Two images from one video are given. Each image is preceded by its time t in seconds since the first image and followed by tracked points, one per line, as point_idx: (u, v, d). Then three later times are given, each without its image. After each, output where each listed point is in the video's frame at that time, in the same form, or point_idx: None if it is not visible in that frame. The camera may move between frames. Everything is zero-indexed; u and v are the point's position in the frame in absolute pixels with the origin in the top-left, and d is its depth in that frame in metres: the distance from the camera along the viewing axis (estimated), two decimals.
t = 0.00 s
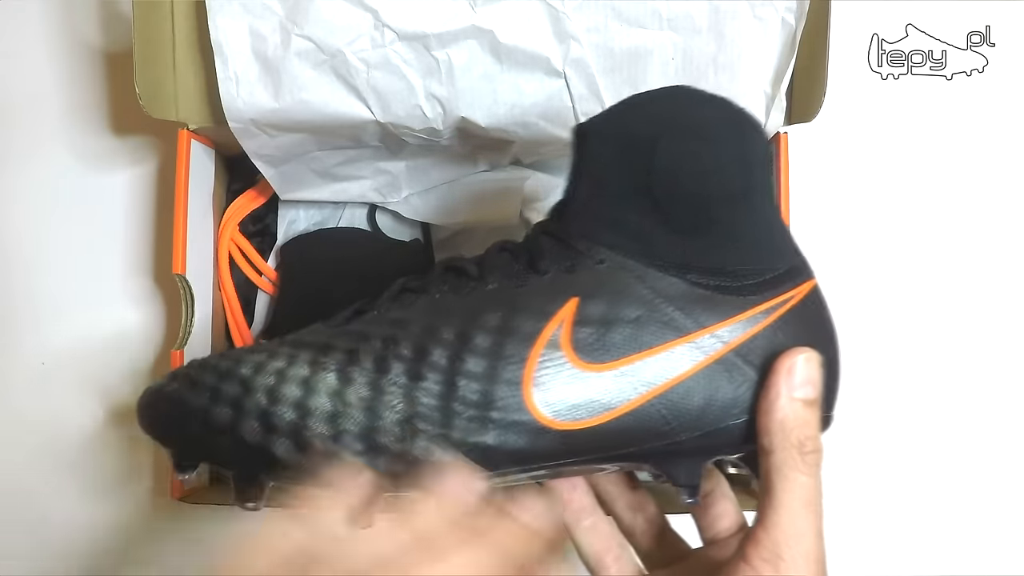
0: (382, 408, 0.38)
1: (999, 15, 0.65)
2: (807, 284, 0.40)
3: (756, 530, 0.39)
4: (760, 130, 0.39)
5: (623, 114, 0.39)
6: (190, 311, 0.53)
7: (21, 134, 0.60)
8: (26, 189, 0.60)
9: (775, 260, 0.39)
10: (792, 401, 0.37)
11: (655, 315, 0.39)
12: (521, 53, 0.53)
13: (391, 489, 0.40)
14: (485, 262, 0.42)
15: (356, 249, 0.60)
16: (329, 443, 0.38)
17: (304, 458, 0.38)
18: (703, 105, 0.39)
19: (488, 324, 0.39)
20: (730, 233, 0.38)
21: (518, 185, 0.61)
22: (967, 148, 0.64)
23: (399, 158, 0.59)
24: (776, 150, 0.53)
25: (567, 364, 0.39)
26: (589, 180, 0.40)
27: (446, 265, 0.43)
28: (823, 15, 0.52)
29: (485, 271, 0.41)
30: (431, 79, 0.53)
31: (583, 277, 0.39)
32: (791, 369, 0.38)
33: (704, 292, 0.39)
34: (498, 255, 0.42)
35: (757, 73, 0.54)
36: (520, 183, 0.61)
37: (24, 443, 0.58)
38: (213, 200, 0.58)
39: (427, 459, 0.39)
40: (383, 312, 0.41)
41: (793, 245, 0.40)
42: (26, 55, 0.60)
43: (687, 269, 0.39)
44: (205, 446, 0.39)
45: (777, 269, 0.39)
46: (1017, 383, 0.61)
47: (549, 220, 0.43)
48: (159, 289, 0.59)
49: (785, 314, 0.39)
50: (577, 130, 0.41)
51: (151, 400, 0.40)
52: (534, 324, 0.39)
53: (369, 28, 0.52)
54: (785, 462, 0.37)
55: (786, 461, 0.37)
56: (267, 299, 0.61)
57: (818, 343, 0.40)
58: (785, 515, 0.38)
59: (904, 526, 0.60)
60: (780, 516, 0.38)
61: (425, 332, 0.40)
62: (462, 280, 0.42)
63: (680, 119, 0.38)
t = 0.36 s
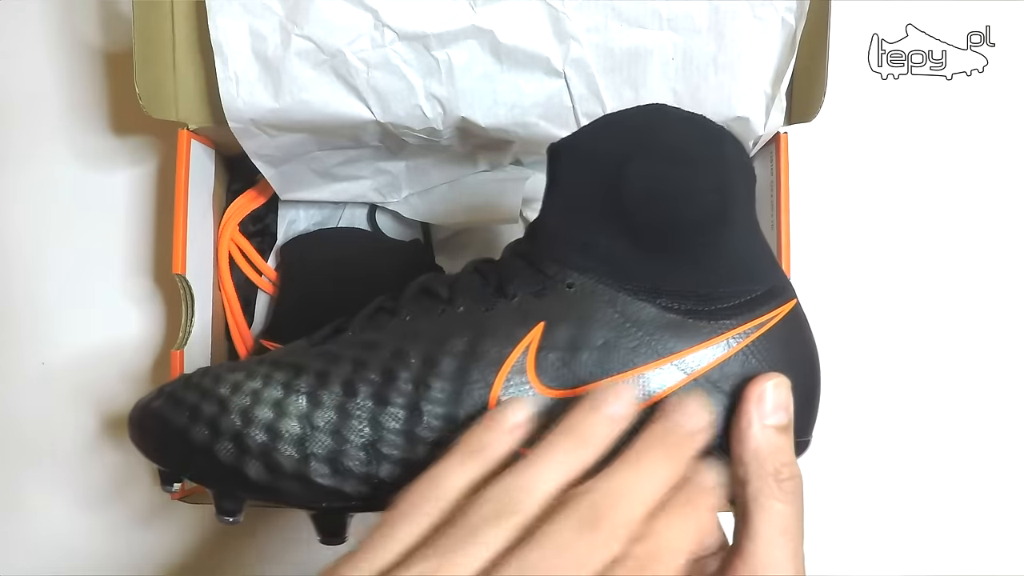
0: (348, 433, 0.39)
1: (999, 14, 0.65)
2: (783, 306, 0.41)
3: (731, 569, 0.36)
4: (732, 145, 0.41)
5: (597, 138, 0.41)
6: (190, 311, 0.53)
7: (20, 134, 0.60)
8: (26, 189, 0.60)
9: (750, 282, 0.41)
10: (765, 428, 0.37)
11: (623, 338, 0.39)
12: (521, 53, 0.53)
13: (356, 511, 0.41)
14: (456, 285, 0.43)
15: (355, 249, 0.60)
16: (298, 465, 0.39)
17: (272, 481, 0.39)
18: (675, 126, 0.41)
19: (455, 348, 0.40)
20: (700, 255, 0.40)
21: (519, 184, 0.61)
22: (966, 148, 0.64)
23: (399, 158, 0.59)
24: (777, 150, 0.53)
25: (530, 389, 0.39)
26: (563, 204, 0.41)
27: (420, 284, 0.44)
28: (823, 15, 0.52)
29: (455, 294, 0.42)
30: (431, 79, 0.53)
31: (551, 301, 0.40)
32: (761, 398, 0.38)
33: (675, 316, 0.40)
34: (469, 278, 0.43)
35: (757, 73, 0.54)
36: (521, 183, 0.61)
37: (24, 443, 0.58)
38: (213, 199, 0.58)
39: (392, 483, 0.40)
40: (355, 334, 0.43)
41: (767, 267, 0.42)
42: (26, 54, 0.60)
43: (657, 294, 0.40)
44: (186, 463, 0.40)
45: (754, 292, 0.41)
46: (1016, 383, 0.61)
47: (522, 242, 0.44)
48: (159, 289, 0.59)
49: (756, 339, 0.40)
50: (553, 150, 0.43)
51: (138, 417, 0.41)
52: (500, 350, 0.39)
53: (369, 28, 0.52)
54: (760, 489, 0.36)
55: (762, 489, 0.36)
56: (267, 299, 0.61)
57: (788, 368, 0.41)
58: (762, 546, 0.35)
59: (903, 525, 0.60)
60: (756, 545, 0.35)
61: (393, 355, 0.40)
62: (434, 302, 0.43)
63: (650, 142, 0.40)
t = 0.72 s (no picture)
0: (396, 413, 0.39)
1: (999, 15, 0.65)
2: (829, 292, 0.41)
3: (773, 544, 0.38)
4: (790, 131, 0.40)
5: (653, 114, 0.40)
6: (190, 310, 0.53)
7: (20, 134, 0.60)
8: (26, 189, 0.60)
9: (800, 267, 0.40)
10: (818, 412, 0.38)
11: (677, 320, 0.40)
12: (521, 53, 0.53)
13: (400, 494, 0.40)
14: (506, 261, 0.43)
15: (356, 248, 0.60)
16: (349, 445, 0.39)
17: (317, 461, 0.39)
18: (732, 105, 0.40)
19: (508, 325, 0.40)
20: (754, 236, 0.39)
21: (519, 185, 0.61)
22: (967, 148, 0.64)
23: (399, 158, 0.59)
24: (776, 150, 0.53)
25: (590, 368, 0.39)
26: (616, 181, 0.41)
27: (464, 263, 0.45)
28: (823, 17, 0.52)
29: (506, 269, 0.43)
30: (431, 79, 0.53)
31: (604, 279, 0.41)
32: (815, 381, 0.38)
33: (728, 298, 0.40)
34: (520, 252, 0.44)
35: (756, 73, 0.54)
36: (521, 184, 0.61)
37: (24, 443, 0.58)
38: (213, 199, 0.58)
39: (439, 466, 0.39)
40: (404, 305, 0.43)
41: (817, 250, 0.41)
42: (26, 55, 0.60)
43: (710, 273, 0.40)
44: (214, 442, 0.40)
45: (802, 277, 0.40)
46: (1017, 383, 0.61)
47: (571, 219, 0.45)
48: (159, 289, 0.59)
49: (808, 323, 0.40)
50: (607, 127, 0.42)
51: (161, 389, 0.41)
52: (554, 327, 0.40)
53: (369, 28, 0.52)
54: (808, 472, 0.37)
55: (810, 472, 0.37)
56: (266, 299, 0.61)
57: (842, 353, 0.41)
58: (806, 530, 0.37)
59: (905, 525, 0.60)
60: (801, 530, 0.37)
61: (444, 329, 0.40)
62: (483, 276, 0.43)
63: (707, 120, 0.39)
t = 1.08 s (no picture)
0: (394, 412, 0.38)
1: (999, 15, 0.65)
2: (826, 285, 0.39)
3: (774, 535, 0.39)
4: (784, 121, 0.38)
5: (643, 108, 0.38)
6: (191, 311, 0.52)
7: (21, 134, 0.60)
8: (26, 189, 0.60)
9: (796, 261, 0.38)
10: (815, 405, 0.37)
11: (672, 316, 0.38)
12: (521, 53, 0.53)
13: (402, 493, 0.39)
14: (499, 260, 0.41)
15: (356, 248, 0.60)
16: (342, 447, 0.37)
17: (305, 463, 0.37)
18: (722, 96, 0.38)
19: (502, 324, 0.39)
20: (753, 232, 0.37)
21: (519, 185, 0.61)
22: (967, 148, 0.64)
23: (399, 157, 0.60)
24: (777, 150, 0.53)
25: (582, 366, 0.38)
26: (607, 177, 0.39)
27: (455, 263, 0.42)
28: (823, 15, 0.52)
29: (500, 268, 0.40)
30: (431, 79, 0.53)
31: (599, 276, 0.39)
32: (813, 374, 0.37)
33: (723, 293, 0.38)
34: (512, 252, 0.41)
35: (757, 73, 0.54)
36: (521, 183, 0.61)
37: (23, 444, 0.58)
38: (212, 199, 0.58)
39: (439, 464, 0.38)
40: (394, 311, 0.40)
41: (814, 241, 0.39)
42: (26, 55, 0.60)
43: (706, 269, 0.38)
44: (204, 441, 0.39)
45: (797, 271, 0.38)
46: (1017, 383, 0.61)
47: (564, 215, 0.42)
48: (159, 289, 0.59)
49: (805, 316, 0.38)
50: (596, 121, 0.40)
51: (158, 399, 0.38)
52: (549, 326, 0.38)
53: (369, 28, 0.52)
54: (809, 468, 0.37)
55: (810, 467, 0.37)
56: (267, 299, 0.61)
57: (839, 346, 0.39)
58: (806, 522, 0.38)
59: (905, 525, 0.60)
60: (801, 522, 0.38)
61: (440, 327, 0.39)
62: (476, 276, 0.41)
63: (699, 113, 0.37)
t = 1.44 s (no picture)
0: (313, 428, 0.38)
1: (999, 14, 0.65)
2: (749, 280, 0.44)
3: (715, 537, 0.38)
4: (693, 115, 0.46)
5: (555, 117, 0.46)
6: (190, 311, 0.53)
7: (21, 134, 0.60)
8: (26, 189, 0.60)
9: (718, 258, 0.44)
10: (736, 402, 0.38)
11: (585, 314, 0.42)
12: (521, 53, 0.53)
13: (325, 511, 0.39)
14: (417, 275, 0.45)
15: (356, 247, 0.60)
16: (262, 459, 0.37)
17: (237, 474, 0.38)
18: (647, 102, 0.45)
19: (412, 337, 0.40)
20: (669, 229, 0.43)
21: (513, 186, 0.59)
22: (966, 148, 0.64)
23: (399, 158, 0.59)
24: (776, 151, 0.54)
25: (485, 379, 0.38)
26: (524, 184, 0.46)
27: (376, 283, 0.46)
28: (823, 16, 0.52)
29: (416, 280, 0.45)
30: (431, 79, 0.53)
31: (511, 284, 0.43)
32: (729, 372, 0.39)
33: (638, 294, 0.42)
34: (432, 269, 0.46)
35: (757, 73, 0.54)
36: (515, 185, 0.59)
37: (24, 444, 0.58)
38: (213, 199, 0.58)
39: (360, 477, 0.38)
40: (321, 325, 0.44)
41: (733, 241, 0.45)
42: (26, 55, 0.60)
43: (619, 272, 0.43)
44: (157, 462, 0.38)
45: (718, 268, 0.43)
46: (1016, 383, 0.61)
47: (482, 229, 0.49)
48: (159, 289, 0.60)
49: (728, 312, 0.42)
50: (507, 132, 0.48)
51: (116, 414, 0.39)
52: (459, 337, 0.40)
53: (369, 28, 0.52)
54: (745, 466, 0.37)
55: (746, 465, 0.37)
56: (267, 299, 0.61)
57: (759, 342, 0.43)
58: (747, 521, 0.37)
59: (902, 523, 0.60)
60: (740, 523, 0.37)
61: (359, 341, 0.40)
62: (397, 291, 0.45)
63: (606, 121, 0.44)
